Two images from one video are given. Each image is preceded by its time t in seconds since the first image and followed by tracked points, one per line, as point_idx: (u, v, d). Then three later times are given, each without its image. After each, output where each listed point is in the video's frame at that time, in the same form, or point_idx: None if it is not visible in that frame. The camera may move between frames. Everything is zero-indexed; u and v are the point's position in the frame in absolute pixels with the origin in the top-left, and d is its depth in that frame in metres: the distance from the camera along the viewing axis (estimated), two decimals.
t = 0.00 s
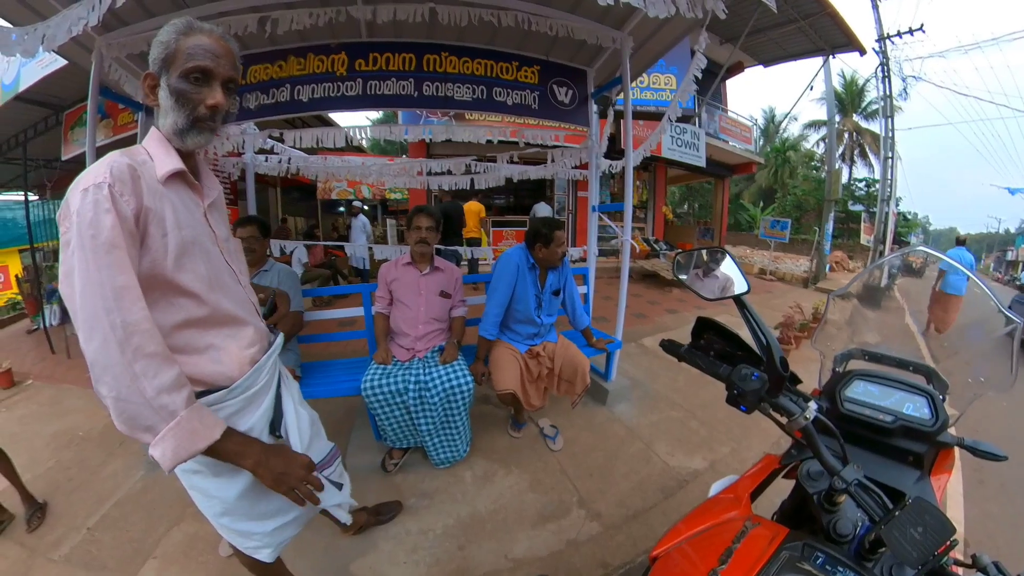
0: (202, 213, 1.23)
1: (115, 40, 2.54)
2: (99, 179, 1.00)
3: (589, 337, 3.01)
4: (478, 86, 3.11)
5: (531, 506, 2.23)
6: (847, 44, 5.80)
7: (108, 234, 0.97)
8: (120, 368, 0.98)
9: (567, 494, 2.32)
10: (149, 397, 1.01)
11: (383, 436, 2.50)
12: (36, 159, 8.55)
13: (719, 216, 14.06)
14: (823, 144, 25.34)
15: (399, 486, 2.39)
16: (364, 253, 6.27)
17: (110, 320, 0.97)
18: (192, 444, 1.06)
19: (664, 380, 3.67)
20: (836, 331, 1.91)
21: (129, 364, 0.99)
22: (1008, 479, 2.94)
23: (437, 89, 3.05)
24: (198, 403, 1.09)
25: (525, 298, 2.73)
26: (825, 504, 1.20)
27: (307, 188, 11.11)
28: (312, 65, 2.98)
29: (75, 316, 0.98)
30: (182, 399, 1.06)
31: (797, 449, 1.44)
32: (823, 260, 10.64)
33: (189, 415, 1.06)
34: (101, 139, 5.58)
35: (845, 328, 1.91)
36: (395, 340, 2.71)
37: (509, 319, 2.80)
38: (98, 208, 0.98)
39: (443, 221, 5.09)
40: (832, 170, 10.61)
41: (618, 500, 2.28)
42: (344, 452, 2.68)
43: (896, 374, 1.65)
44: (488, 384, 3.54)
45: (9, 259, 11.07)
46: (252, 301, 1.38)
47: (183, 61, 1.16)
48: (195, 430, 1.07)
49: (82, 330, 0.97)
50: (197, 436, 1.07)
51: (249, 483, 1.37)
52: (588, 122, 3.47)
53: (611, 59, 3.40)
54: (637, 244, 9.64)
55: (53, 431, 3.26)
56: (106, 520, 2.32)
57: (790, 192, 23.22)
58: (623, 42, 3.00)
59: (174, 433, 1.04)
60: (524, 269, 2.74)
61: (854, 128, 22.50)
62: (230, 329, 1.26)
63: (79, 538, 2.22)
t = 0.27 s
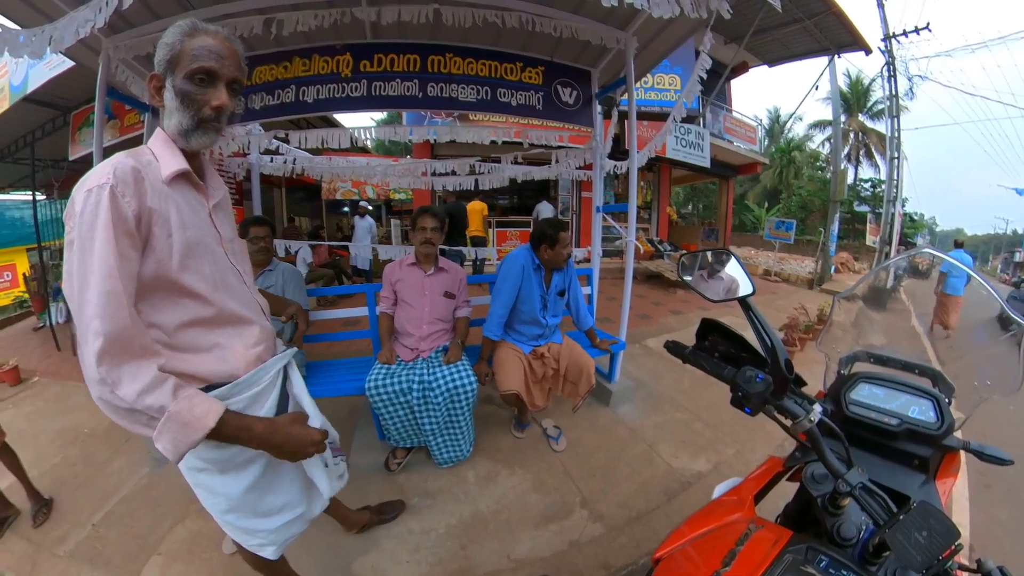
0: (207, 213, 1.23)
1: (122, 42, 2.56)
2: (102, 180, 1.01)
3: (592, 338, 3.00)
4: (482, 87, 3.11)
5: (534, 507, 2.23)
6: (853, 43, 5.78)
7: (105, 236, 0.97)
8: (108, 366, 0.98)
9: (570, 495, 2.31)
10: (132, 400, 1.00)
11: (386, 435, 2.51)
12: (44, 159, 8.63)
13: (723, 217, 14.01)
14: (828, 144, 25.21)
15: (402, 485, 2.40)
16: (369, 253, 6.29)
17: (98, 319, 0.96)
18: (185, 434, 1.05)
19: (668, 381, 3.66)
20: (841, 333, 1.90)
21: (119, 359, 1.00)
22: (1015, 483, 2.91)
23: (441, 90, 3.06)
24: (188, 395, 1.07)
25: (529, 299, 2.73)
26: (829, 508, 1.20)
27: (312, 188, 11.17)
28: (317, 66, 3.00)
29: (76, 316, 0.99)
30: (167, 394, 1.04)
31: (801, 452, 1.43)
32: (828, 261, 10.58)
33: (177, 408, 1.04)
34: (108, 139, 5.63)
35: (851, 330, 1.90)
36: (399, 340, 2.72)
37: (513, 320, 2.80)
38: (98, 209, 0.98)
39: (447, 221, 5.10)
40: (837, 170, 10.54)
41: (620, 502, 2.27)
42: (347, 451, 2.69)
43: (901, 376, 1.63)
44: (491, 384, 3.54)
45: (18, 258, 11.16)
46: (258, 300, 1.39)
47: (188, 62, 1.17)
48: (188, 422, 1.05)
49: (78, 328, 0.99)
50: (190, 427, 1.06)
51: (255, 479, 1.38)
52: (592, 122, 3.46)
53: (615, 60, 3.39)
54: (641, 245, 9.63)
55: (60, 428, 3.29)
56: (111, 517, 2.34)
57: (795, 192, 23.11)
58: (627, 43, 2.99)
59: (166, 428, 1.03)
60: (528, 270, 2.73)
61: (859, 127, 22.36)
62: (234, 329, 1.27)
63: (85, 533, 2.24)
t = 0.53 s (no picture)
0: (213, 214, 1.25)
1: (134, 45, 2.60)
2: (107, 179, 1.03)
3: (598, 340, 3.00)
4: (489, 89, 3.12)
5: (538, 509, 2.23)
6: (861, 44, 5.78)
7: (111, 226, 0.99)
8: (114, 349, 0.98)
9: (575, 498, 2.31)
10: (146, 367, 1.01)
11: (392, 436, 2.52)
12: (58, 159, 8.76)
13: (731, 219, 13.94)
14: (837, 146, 25.00)
15: (406, 485, 2.41)
16: (375, 254, 6.32)
17: (109, 300, 0.96)
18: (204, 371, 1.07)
19: (674, 384, 3.65)
20: (850, 337, 1.88)
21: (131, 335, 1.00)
22: None
23: (448, 92, 3.07)
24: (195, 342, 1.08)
25: (536, 301, 2.73)
26: (836, 515, 1.19)
27: (320, 189, 11.25)
28: (325, 69, 3.02)
29: (87, 310, 1.00)
30: (178, 347, 1.06)
31: (808, 458, 1.43)
32: (837, 264, 10.48)
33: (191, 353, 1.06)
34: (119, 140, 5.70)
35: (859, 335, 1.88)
36: (405, 341, 2.73)
37: (519, 321, 2.80)
38: (104, 204, 1.00)
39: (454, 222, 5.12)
40: (846, 172, 10.45)
41: (625, 505, 2.27)
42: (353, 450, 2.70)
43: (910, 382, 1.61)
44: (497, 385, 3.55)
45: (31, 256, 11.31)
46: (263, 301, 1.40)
47: (193, 65, 1.19)
48: (206, 362, 1.07)
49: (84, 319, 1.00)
50: (210, 366, 1.08)
51: (259, 478, 1.39)
52: (598, 124, 3.45)
53: (621, 62, 3.39)
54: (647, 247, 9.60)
55: (69, 422, 3.33)
56: (119, 513, 2.37)
57: (803, 194, 22.93)
58: (634, 45, 2.99)
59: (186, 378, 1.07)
60: (536, 272, 2.73)
61: (868, 128, 22.15)
62: (242, 327, 1.28)
63: (92, 527, 2.27)
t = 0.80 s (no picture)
0: (231, 213, 1.28)
1: (153, 50, 2.66)
2: (130, 175, 1.07)
3: (610, 344, 2.98)
4: (500, 92, 3.13)
5: (547, 512, 2.22)
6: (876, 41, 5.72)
7: (139, 219, 1.03)
8: (159, 335, 1.01)
9: (583, 503, 2.30)
10: (199, 349, 1.07)
11: (402, 436, 2.53)
12: (79, 160, 8.98)
13: (743, 222, 13.78)
14: (852, 147, 24.62)
15: (415, 486, 2.41)
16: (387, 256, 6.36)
17: (147, 284, 1.00)
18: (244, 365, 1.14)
19: (686, 389, 3.61)
20: (867, 343, 1.84)
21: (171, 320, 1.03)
22: None
23: (460, 95, 3.09)
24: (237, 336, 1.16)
25: (547, 303, 2.73)
26: (852, 524, 1.16)
27: (333, 191, 11.37)
28: (339, 73, 3.06)
29: (123, 302, 1.02)
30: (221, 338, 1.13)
31: (824, 466, 1.41)
32: (852, 269, 10.29)
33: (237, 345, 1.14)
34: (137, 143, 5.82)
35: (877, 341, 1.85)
36: (416, 341, 2.74)
37: (530, 324, 2.80)
38: (132, 198, 1.04)
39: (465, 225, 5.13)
40: (862, 174, 10.27)
41: (634, 511, 2.25)
42: (363, 450, 2.72)
43: (929, 389, 1.58)
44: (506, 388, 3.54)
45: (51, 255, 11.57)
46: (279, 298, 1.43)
47: (210, 68, 1.21)
48: (247, 356, 1.14)
49: (119, 310, 1.02)
50: (248, 360, 1.15)
51: (268, 479, 1.41)
52: (610, 127, 3.44)
53: (633, 64, 3.37)
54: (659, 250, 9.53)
55: (83, 416, 3.41)
56: (132, 507, 2.41)
57: (817, 197, 22.60)
58: (646, 47, 2.97)
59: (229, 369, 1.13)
60: (547, 274, 2.74)
61: (884, 129, 21.77)
62: (261, 321, 1.31)
63: (104, 518, 2.32)
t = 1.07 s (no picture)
0: (254, 216, 1.30)
1: (178, 59, 2.74)
2: (160, 177, 1.09)
3: (623, 350, 2.96)
4: (514, 98, 3.14)
5: (556, 520, 2.20)
6: (895, 39, 5.75)
7: (166, 221, 1.05)
8: (179, 335, 1.04)
9: (593, 511, 2.27)
10: (213, 355, 1.09)
11: (413, 438, 2.54)
12: (107, 163, 9.31)
13: (761, 228, 13.57)
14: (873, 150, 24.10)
15: (424, 489, 2.41)
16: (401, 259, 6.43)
17: (171, 283, 1.03)
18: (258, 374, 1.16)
19: (701, 398, 3.55)
20: (889, 353, 1.79)
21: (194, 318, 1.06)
22: None
23: (475, 101, 3.10)
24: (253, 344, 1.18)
25: (557, 307, 2.73)
26: (871, 542, 1.13)
27: (350, 195, 11.56)
28: (356, 80, 3.10)
29: (147, 300, 1.04)
30: (237, 344, 1.14)
31: (841, 479, 1.37)
32: (873, 275, 10.04)
33: (253, 350, 1.16)
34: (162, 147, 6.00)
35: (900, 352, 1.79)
36: (429, 344, 2.75)
37: (543, 328, 2.79)
38: (160, 199, 1.07)
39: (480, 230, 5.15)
40: (883, 177, 10.04)
41: (645, 522, 2.21)
42: (374, 451, 2.74)
43: (955, 401, 1.54)
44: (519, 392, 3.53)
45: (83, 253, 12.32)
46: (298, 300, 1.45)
47: (240, 77, 1.24)
48: (260, 365, 1.16)
49: (143, 308, 1.04)
50: (261, 369, 1.17)
51: (276, 480, 1.42)
52: (625, 131, 3.42)
53: (647, 68, 3.35)
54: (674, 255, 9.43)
55: (106, 407, 3.53)
56: (148, 500, 2.47)
57: (837, 201, 22.16)
58: (659, 50, 2.95)
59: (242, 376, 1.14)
60: (559, 278, 2.75)
61: (906, 130, 21.25)
62: (280, 323, 1.33)
63: (119, 506, 2.43)
